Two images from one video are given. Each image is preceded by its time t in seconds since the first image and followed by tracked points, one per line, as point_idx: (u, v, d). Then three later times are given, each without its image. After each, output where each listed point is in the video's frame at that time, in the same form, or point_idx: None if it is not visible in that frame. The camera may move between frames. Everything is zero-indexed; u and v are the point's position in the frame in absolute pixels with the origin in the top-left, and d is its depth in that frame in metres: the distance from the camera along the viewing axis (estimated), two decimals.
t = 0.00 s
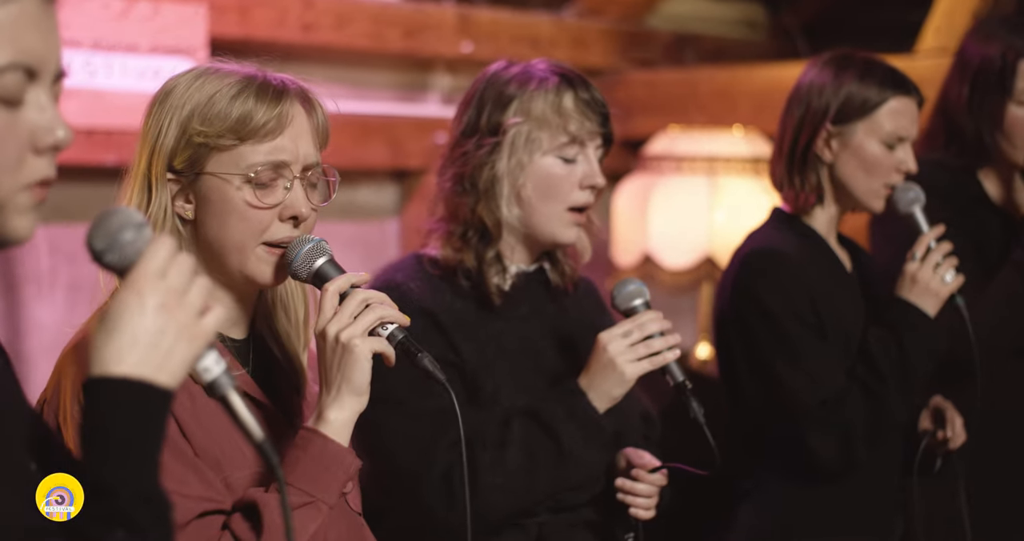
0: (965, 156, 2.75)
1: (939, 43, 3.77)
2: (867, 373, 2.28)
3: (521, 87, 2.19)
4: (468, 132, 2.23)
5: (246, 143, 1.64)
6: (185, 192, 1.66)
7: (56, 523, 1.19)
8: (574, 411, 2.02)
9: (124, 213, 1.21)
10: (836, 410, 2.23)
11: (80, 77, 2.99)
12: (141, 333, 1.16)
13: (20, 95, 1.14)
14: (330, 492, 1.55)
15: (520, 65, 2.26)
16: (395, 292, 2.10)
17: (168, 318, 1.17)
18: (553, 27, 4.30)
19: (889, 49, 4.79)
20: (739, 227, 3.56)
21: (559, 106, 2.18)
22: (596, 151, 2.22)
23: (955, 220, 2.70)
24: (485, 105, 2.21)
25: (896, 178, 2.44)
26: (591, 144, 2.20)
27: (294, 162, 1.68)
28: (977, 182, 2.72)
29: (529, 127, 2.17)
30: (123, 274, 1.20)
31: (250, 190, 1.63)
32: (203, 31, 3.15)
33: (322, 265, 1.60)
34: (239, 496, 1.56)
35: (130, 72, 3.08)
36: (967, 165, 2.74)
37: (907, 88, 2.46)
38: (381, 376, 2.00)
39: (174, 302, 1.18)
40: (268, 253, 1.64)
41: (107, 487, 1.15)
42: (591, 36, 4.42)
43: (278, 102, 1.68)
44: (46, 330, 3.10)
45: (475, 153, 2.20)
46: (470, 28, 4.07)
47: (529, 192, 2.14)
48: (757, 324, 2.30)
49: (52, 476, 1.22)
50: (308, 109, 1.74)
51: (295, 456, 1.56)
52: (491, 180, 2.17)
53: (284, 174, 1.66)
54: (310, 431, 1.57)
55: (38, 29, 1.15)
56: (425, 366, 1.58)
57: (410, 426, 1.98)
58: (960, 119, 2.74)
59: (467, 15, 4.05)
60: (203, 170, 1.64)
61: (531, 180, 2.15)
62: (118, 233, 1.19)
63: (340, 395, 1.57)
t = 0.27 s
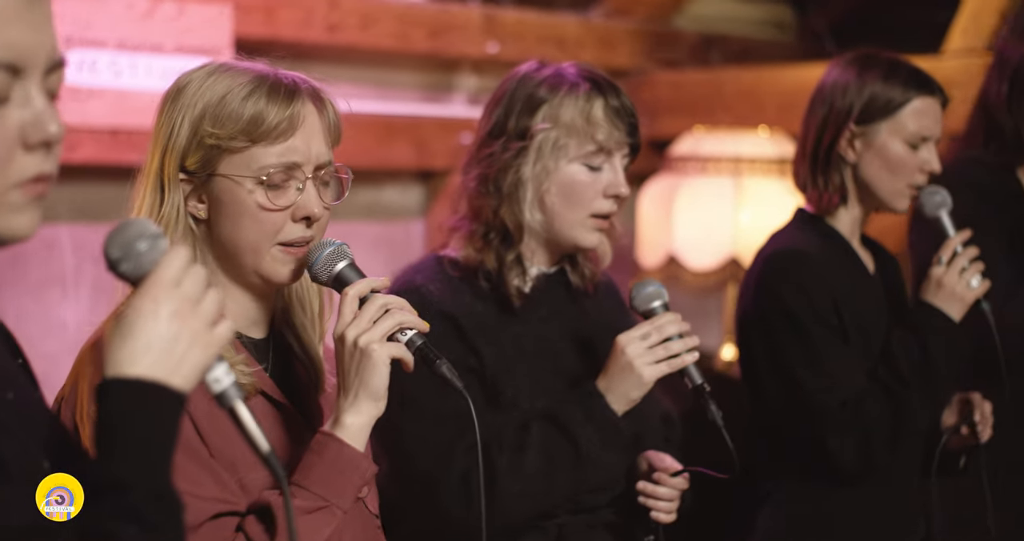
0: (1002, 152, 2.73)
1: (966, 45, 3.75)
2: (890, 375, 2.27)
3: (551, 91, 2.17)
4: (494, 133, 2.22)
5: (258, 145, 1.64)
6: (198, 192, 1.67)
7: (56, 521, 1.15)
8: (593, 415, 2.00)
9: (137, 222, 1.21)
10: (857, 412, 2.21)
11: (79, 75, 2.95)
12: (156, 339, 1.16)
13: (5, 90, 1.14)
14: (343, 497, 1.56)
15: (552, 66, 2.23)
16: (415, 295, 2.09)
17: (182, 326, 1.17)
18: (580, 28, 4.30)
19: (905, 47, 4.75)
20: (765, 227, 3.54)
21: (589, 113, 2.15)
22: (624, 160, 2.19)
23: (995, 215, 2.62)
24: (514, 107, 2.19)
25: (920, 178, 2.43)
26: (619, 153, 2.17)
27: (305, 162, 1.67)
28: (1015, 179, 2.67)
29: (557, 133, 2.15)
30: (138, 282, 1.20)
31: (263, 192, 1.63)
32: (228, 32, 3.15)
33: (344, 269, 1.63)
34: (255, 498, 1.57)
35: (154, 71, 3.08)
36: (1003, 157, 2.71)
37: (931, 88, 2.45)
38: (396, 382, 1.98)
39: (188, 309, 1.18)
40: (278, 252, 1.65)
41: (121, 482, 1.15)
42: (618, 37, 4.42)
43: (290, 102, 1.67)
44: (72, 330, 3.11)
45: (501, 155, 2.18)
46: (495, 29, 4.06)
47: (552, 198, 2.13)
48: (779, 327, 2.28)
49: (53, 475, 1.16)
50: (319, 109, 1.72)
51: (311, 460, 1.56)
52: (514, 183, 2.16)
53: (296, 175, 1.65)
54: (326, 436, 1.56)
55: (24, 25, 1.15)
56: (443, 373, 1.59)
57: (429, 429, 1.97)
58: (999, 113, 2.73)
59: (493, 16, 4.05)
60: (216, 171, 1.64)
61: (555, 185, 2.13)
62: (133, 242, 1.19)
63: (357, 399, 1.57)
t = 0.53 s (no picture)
0: None
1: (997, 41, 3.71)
2: (919, 371, 2.26)
3: (583, 89, 2.15)
4: (523, 130, 2.21)
5: (276, 137, 1.63)
6: (217, 186, 1.66)
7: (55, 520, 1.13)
8: (615, 412, 1.98)
9: (148, 220, 1.21)
10: (886, 408, 2.20)
11: (105, 72, 2.91)
12: (166, 331, 1.15)
13: (6, 88, 1.13)
14: (365, 498, 1.56)
15: (584, 64, 2.21)
16: (439, 292, 2.08)
17: (195, 319, 1.16)
18: (607, 25, 4.28)
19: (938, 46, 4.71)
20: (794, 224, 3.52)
21: (620, 115, 2.13)
22: (653, 164, 2.16)
23: None
24: (545, 104, 2.18)
25: (944, 169, 2.41)
26: (649, 157, 2.14)
27: (326, 153, 1.66)
28: None
29: (587, 133, 2.13)
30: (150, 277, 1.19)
31: (283, 184, 1.63)
32: (254, 28, 3.14)
33: (371, 269, 1.65)
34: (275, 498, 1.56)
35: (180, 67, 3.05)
36: None
37: (950, 78, 2.43)
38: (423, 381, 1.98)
39: (202, 302, 1.17)
40: (302, 243, 1.65)
41: (130, 475, 1.14)
42: (646, 34, 4.40)
43: (307, 93, 1.66)
44: (97, 326, 3.12)
45: (529, 153, 2.18)
46: (523, 26, 4.05)
47: (579, 199, 2.12)
48: (807, 323, 2.27)
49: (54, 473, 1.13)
50: (337, 100, 1.70)
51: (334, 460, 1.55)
52: (541, 181, 2.15)
53: (316, 166, 1.65)
54: (349, 437, 1.55)
55: (19, 22, 1.14)
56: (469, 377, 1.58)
57: (452, 427, 1.96)
58: None
59: (520, 12, 4.03)
60: (234, 165, 1.64)
61: (583, 185, 2.11)
62: (144, 236, 1.19)
63: (381, 401, 1.55)
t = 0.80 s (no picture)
0: None
1: None
2: (956, 367, 2.23)
3: (620, 87, 2.14)
4: (560, 129, 2.21)
5: (296, 122, 1.63)
6: (244, 182, 1.66)
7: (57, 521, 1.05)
8: (648, 411, 1.97)
9: (180, 207, 1.18)
10: (922, 405, 2.18)
11: (136, 69, 2.91)
12: (196, 327, 1.11)
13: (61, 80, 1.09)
14: (396, 501, 1.53)
15: (620, 61, 2.20)
16: (472, 290, 2.08)
17: (225, 313, 1.12)
18: (639, 24, 4.27)
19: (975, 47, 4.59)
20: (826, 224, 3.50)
21: (656, 114, 2.12)
22: (689, 164, 2.15)
23: None
24: (581, 103, 2.18)
25: (976, 167, 2.39)
26: (685, 157, 2.13)
27: (348, 133, 1.66)
28: None
29: (622, 133, 2.12)
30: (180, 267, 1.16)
31: (308, 166, 1.62)
32: (286, 25, 3.13)
33: (400, 270, 1.64)
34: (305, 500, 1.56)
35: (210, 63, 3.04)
36: None
37: (982, 75, 2.42)
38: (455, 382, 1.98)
39: (233, 296, 1.13)
40: (334, 226, 1.64)
41: (154, 484, 1.09)
42: (678, 34, 4.39)
43: (319, 75, 1.66)
44: (129, 323, 3.12)
45: (565, 151, 2.18)
46: (554, 24, 4.03)
47: (615, 198, 2.10)
48: (842, 321, 2.26)
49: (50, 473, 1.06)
50: (353, 82, 1.71)
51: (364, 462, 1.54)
52: (577, 181, 2.15)
53: (339, 146, 1.64)
54: (379, 439, 1.55)
55: (72, 14, 1.10)
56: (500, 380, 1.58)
57: (485, 427, 1.95)
58: None
59: (552, 11, 4.02)
60: (258, 156, 1.63)
61: (618, 184, 2.11)
62: (176, 224, 1.16)
63: (410, 403, 1.55)
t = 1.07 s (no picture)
0: None
1: None
2: (988, 374, 2.20)
3: (650, 87, 2.13)
4: (589, 127, 2.20)
5: (311, 116, 1.62)
6: (265, 185, 1.65)
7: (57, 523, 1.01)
8: (679, 413, 1.96)
9: (214, 206, 1.15)
10: (955, 412, 2.15)
11: (163, 70, 2.88)
12: (226, 336, 1.08)
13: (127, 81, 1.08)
14: (424, 510, 1.52)
15: (650, 61, 2.18)
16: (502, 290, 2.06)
17: (258, 321, 1.09)
18: (668, 25, 4.25)
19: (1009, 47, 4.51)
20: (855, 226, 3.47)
21: (687, 114, 2.10)
22: (720, 163, 2.13)
23: None
24: (611, 102, 2.16)
25: (1012, 173, 2.35)
26: (716, 157, 2.11)
27: (365, 122, 1.66)
28: None
29: (654, 132, 2.11)
30: (216, 270, 1.14)
31: (328, 158, 1.61)
32: (313, 25, 3.13)
33: (427, 276, 1.63)
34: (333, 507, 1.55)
35: (237, 63, 3.04)
36: None
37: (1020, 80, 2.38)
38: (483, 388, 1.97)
39: (268, 304, 1.10)
40: (364, 217, 1.62)
41: (179, 503, 1.05)
42: (707, 34, 4.37)
43: (328, 70, 1.66)
44: (156, 325, 3.12)
45: (595, 151, 2.16)
46: (583, 25, 4.02)
47: (646, 198, 2.09)
48: (873, 326, 2.24)
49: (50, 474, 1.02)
50: (365, 75, 1.72)
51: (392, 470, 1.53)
52: (608, 179, 2.14)
53: (359, 136, 1.64)
54: (407, 446, 1.53)
55: (138, 14, 1.09)
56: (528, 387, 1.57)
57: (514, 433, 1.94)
58: None
59: (581, 11, 4.00)
60: (278, 153, 1.62)
61: (648, 183, 2.09)
62: (212, 225, 1.14)
63: (439, 410, 1.54)
